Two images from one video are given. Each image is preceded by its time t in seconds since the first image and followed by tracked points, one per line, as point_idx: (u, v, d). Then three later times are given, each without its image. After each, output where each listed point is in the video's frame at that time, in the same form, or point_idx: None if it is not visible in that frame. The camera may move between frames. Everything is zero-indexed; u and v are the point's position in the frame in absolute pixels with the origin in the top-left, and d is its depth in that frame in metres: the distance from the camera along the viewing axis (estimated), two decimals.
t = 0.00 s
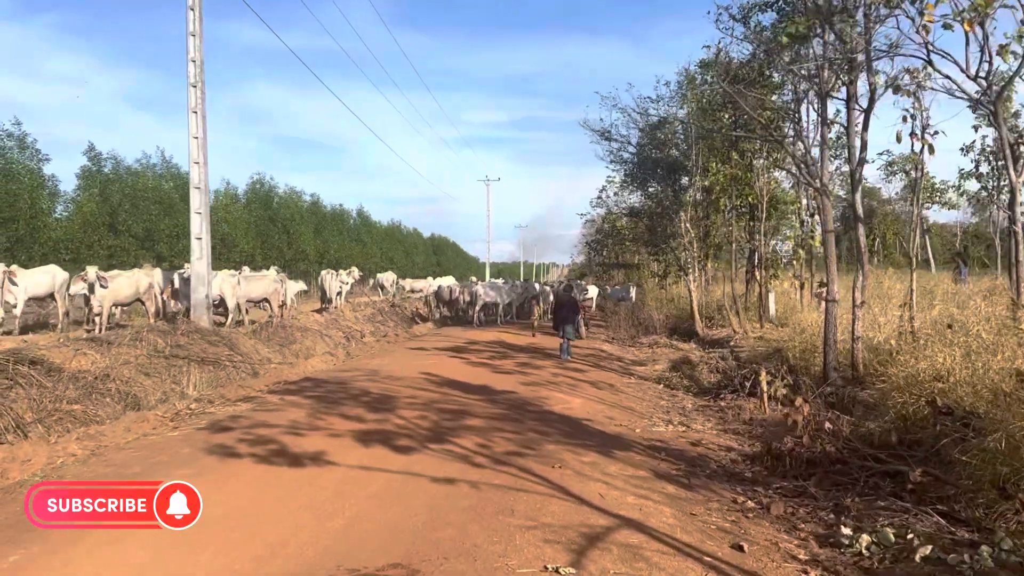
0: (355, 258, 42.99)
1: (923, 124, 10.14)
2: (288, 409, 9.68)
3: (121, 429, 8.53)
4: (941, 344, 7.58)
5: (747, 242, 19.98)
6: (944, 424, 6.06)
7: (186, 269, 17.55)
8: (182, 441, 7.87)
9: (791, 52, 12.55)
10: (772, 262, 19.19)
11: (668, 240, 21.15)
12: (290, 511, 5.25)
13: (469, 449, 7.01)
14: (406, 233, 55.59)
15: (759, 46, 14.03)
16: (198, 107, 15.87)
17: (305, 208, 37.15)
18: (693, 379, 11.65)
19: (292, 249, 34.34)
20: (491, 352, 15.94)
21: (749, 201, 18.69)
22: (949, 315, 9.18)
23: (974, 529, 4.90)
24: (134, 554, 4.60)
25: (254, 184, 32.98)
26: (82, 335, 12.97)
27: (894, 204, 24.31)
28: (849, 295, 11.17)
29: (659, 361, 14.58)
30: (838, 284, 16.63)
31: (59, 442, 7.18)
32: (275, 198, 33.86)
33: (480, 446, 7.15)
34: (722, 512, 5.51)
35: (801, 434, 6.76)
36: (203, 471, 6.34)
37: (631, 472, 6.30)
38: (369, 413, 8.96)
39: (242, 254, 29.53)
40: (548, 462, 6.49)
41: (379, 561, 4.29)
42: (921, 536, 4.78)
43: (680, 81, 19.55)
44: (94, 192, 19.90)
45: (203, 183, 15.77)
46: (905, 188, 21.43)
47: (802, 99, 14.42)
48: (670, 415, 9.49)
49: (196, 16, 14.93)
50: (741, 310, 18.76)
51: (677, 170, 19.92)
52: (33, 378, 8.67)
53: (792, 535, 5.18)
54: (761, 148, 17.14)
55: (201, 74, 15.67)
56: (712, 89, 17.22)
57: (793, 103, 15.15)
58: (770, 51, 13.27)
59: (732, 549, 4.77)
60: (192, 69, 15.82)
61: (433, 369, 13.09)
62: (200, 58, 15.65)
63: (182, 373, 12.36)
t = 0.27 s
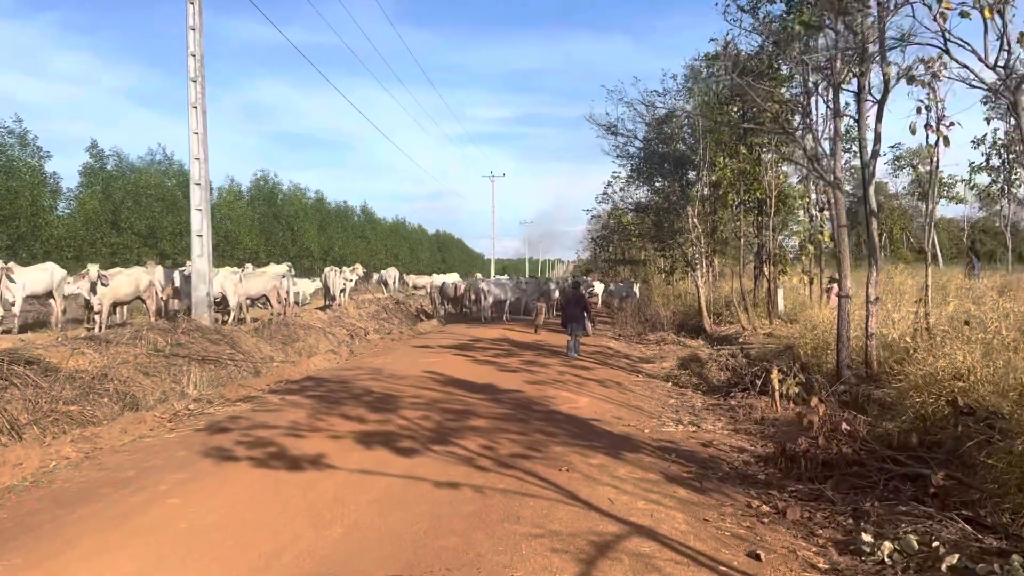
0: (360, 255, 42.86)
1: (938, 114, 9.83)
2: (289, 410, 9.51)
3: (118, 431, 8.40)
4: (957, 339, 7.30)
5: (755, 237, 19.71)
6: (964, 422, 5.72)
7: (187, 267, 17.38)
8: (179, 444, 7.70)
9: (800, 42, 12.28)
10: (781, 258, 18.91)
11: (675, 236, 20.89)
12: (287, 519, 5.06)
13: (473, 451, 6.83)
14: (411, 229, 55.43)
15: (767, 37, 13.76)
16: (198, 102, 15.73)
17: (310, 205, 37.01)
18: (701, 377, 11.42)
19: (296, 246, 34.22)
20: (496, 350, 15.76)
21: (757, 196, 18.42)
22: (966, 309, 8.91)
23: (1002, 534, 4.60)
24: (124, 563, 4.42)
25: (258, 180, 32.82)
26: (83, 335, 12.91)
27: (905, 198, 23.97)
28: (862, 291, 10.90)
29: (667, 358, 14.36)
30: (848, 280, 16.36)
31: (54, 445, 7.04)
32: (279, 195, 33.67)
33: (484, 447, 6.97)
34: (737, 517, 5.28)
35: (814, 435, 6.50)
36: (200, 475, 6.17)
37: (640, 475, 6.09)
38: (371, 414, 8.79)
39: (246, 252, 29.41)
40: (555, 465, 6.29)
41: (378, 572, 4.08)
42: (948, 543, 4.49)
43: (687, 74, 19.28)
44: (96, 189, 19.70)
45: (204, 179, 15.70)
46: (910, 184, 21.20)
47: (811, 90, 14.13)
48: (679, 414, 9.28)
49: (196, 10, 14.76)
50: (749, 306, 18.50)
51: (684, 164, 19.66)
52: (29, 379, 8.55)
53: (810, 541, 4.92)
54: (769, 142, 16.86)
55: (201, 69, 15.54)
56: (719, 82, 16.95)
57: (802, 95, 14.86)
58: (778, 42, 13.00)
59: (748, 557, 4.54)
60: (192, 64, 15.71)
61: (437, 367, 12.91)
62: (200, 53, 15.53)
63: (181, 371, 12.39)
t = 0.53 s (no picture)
0: (362, 253, 42.68)
1: (948, 105, 9.55)
2: (284, 411, 9.32)
3: (109, 434, 8.24)
4: (972, 335, 7.01)
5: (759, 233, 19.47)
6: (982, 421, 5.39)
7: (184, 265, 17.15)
8: (171, 448, 7.50)
9: (806, 34, 12.02)
10: (785, 254, 18.66)
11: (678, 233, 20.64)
12: (276, 529, 4.84)
13: (472, 454, 6.63)
14: (413, 228, 55.22)
15: (771, 29, 13.51)
16: (194, 98, 15.53)
17: (311, 203, 36.82)
18: (706, 376, 11.20)
19: (297, 244, 34.05)
20: (498, 348, 15.56)
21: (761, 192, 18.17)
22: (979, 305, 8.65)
23: None
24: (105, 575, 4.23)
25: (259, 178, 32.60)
26: (77, 334, 12.75)
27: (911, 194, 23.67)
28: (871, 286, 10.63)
29: (670, 357, 14.13)
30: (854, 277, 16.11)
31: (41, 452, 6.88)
32: (280, 193, 33.44)
33: (484, 450, 6.77)
34: (746, 523, 5.04)
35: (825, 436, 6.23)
36: (190, 484, 5.99)
37: (645, 479, 5.87)
38: (368, 416, 8.59)
39: (246, 250, 29.21)
40: (556, 468, 6.09)
41: None
42: (970, 551, 4.18)
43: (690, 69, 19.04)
44: (95, 187, 19.44)
45: (200, 176, 15.56)
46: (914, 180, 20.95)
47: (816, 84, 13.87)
48: (683, 414, 9.07)
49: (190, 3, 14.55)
50: (754, 303, 18.26)
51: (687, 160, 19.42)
52: (18, 380, 8.38)
53: (823, 548, 4.66)
54: (772, 137, 16.60)
55: (197, 64, 15.34)
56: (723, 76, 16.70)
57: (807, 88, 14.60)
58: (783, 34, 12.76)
59: (759, 566, 4.31)
60: (187, 59, 15.52)
61: (436, 367, 12.72)
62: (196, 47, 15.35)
63: (177, 371, 12.28)
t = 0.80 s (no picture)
0: (357, 250, 42.37)
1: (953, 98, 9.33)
2: (274, 414, 9.08)
3: (94, 439, 8.05)
4: (980, 332, 6.78)
5: (758, 229, 19.27)
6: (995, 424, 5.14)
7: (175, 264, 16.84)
8: (156, 454, 7.28)
9: (807, 27, 11.79)
10: (784, 250, 18.44)
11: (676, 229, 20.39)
12: (260, 548, 4.64)
13: (467, 459, 6.42)
14: (409, 224, 54.86)
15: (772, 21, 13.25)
16: (184, 93, 15.23)
17: (306, 200, 36.47)
18: (706, 375, 11.00)
19: (292, 241, 33.73)
20: (494, 346, 15.34)
21: (760, 187, 17.96)
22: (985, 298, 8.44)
23: None
24: None
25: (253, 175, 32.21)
26: (64, 335, 12.52)
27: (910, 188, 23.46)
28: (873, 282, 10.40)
29: (669, 354, 13.93)
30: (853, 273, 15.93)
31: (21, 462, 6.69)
32: (275, 190, 33.03)
33: (479, 455, 6.56)
34: (752, 532, 4.83)
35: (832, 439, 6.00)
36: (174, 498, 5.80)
37: (646, 486, 5.67)
38: (361, 419, 8.37)
39: (241, 248, 28.90)
40: (553, 474, 5.89)
41: None
42: (990, 563, 3.92)
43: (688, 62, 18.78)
44: (87, 184, 19.07)
45: (190, 173, 15.30)
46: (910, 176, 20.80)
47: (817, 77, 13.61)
48: (683, 414, 8.87)
49: None
50: (752, 299, 18.06)
51: (685, 156, 19.15)
52: None
53: (833, 559, 4.43)
54: (771, 132, 16.38)
55: (186, 59, 15.05)
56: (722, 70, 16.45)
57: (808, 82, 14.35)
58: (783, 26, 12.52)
59: None
60: (177, 54, 15.23)
61: (431, 366, 12.50)
62: (185, 42, 15.06)
63: (167, 372, 12.09)
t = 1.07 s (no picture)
0: (348, 248, 41.98)
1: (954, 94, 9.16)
2: (260, 416, 8.80)
3: (72, 442, 7.78)
4: (985, 331, 6.58)
5: (752, 228, 19.09)
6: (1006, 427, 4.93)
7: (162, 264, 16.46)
8: (136, 458, 7.00)
9: (805, 22, 11.60)
10: (778, 249, 18.28)
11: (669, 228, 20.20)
12: (240, 561, 4.41)
13: (459, 464, 6.19)
14: (400, 223, 54.51)
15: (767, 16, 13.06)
16: (170, 88, 14.91)
17: (296, 198, 36.10)
18: (702, 375, 10.79)
19: (282, 240, 33.33)
20: (485, 346, 15.09)
21: (754, 185, 17.78)
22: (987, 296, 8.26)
23: None
24: None
25: (242, 173, 31.84)
26: (45, 335, 12.23)
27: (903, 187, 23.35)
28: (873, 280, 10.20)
29: (663, 354, 13.73)
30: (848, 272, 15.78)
31: None
32: (264, 189, 32.57)
33: (471, 459, 6.33)
34: (755, 541, 4.62)
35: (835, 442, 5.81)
36: (152, 506, 5.55)
37: (645, 491, 5.46)
38: (349, 422, 8.11)
39: (230, 247, 28.53)
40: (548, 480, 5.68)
41: None
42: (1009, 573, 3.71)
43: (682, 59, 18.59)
44: (74, 183, 18.74)
45: (176, 169, 14.99)
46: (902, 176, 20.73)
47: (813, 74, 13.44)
48: (679, 415, 8.67)
49: None
50: (747, 298, 17.89)
51: (679, 154, 18.94)
52: None
53: (843, 570, 4.22)
54: (766, 130, 16.20)
55: (172, 53, 14.73)
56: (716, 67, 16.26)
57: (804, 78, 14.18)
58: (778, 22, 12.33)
59: None
60: (162, 48, 14.91)
61: (422, 366, 12.25)
62: (171, 36, 14.74)
63: (151, 372, 11.81)
